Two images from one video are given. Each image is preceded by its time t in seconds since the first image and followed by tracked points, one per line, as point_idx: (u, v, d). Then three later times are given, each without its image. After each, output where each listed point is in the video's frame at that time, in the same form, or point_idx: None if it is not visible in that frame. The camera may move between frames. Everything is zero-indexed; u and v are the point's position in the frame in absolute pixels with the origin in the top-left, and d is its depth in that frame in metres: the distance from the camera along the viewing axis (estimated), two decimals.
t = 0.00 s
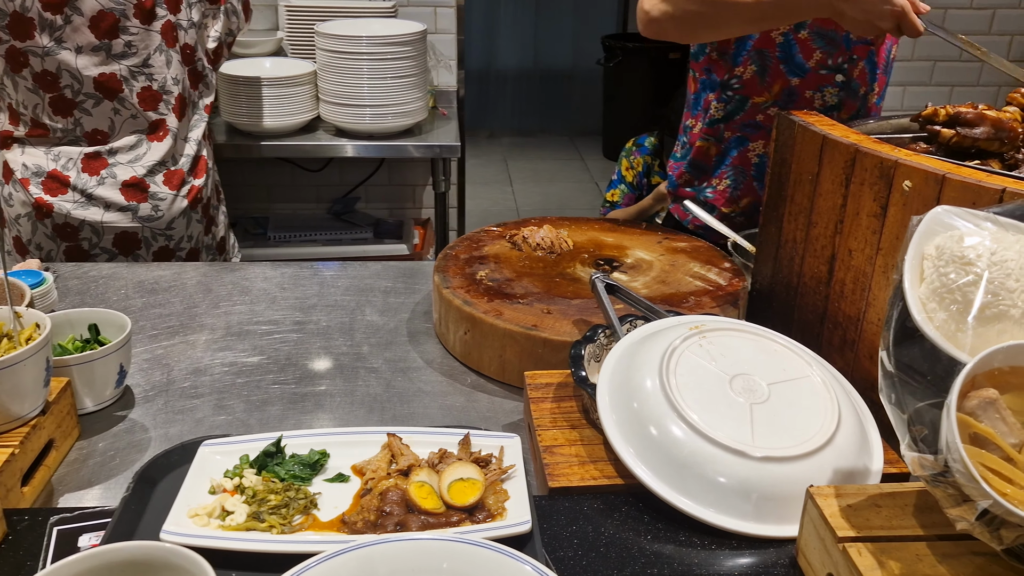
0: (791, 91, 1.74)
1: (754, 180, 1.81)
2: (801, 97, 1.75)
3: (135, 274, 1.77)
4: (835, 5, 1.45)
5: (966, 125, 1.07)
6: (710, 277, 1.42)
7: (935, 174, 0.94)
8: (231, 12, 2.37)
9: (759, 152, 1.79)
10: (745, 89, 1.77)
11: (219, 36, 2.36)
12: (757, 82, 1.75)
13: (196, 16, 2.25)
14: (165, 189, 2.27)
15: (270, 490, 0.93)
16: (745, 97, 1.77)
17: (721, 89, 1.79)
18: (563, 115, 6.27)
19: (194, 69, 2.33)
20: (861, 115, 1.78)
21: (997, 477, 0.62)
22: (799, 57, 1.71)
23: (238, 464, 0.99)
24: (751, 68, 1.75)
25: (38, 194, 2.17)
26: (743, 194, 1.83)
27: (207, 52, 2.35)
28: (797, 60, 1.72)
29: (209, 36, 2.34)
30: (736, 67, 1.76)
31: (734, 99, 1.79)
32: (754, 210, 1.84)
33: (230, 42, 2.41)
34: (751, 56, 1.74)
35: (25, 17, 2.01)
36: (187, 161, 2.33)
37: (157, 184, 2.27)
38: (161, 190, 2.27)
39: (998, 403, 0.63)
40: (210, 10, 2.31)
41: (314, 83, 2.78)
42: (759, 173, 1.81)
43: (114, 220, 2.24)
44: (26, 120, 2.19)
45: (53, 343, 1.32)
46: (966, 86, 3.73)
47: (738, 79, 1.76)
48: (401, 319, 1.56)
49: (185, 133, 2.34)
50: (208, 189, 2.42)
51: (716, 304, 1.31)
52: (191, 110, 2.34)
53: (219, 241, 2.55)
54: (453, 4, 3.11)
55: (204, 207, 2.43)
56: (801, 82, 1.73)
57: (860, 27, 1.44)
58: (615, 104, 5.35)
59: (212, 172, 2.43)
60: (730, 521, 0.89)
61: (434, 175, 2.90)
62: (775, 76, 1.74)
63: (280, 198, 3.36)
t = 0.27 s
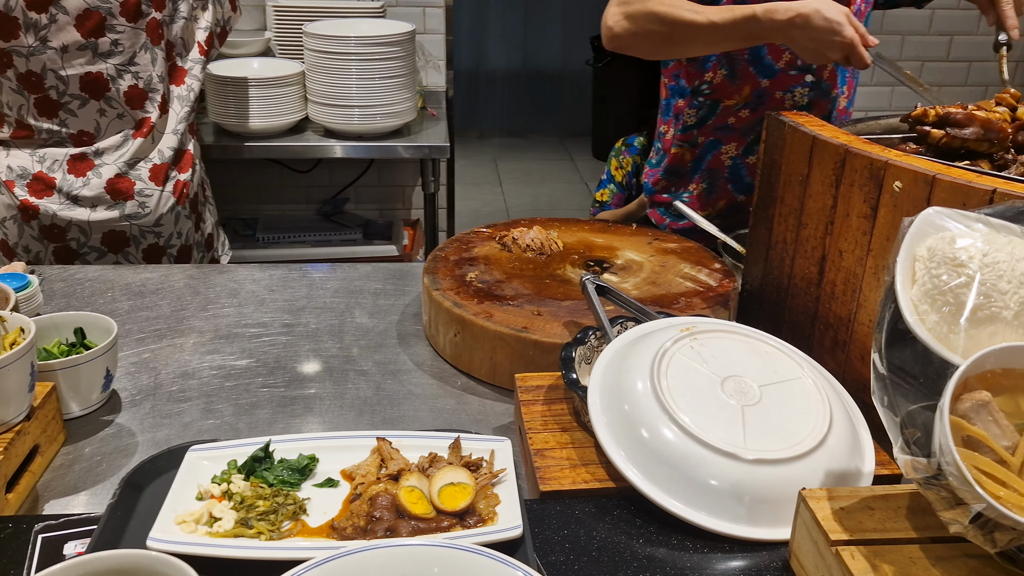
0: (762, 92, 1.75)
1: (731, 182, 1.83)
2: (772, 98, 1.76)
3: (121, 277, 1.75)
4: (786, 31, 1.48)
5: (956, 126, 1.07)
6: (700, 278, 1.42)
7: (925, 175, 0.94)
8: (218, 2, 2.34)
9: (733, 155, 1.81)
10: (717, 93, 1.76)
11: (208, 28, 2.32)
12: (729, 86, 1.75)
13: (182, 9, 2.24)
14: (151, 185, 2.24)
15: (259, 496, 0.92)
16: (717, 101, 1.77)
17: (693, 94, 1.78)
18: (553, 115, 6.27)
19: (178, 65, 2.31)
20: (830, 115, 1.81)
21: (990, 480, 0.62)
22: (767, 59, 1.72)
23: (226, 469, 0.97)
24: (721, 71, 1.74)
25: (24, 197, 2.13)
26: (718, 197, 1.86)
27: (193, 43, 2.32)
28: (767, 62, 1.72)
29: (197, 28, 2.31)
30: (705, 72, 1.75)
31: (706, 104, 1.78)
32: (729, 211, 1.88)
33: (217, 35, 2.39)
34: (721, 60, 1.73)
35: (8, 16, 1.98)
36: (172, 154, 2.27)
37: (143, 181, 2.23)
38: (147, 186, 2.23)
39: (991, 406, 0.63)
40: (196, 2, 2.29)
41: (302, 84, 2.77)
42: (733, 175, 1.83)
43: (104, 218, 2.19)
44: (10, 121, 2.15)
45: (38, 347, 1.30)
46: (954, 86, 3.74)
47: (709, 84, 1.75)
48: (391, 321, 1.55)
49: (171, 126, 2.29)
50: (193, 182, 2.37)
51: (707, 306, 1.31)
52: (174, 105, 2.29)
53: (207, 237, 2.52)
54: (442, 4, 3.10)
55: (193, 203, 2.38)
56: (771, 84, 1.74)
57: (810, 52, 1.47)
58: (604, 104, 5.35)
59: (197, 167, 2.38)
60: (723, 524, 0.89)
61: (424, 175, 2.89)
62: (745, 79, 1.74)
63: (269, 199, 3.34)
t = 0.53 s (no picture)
0: (705, 88, 1.83)
1: (680, 178, 1.91)
2: (716, 94, 1.83)
3: (110, 280, 1.73)
4: None
5: (947, 129, 1.07)
6: (692, 280, 1.42)
7: (916, 178, 0.94)
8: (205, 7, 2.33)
9: (681, 151, 1.88)
10: (663, 90, 1.85)
11: (195, 34, 2.31)
12: (673, 81, 1.84)
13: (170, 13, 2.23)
14: (140, 190, 2.21)
15: (251, 503, 0.91)
16: (663, 97, 1.86)
17: (641, 90, 1.87)
18: (542, 116, 6.26)
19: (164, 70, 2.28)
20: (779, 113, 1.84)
21: (985, 485, 0.62)
22: (709, 54, 1.80)
23: (217, 476, 0.96)
24: (666, 68, 1.84)
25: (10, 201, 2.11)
26: (668, 191, 1.93)
27: (179, 49, 2.31)
28: (708, 58, 1.81)
29: (183, 33, 2.30)
30: (651, 68, 1.85)
31: (654, 99, 1.86)
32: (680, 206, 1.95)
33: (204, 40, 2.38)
34: (664, 56, 1.83)
35: None
36: (163, 160, 2.25)
37: (131, 185, 2.21)
38: (136, 191, 2.21)
39: (986, 410, 0.63)
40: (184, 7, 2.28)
41: (291, 85, 2.75)
42: (681, 170, 1.90)
43: (93, 222, 2.17)
44: None
45: (25, 352, 1.28)
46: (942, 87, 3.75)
47: (655, 80, 1.85)
48: (382, 324, 1.54)
49: (160, 133, 2.28)
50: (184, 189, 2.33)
51: (699, 308, 1.31)
52: (163, 110, 2.28)
53: (196, 243, 2.50)
54: (431, 5, 3.10)
55: (182, 207, 2.36)
56: (714, 80, 1.82)
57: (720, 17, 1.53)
58: (594, 105, 5.35)
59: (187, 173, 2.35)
60: (716, 529, 0.89)
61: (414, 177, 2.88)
62: (688, 74, 1.83)
63: (258, 201, 3.32)
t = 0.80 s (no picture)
0: (637, 86, 1.85)
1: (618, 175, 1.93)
2: (647, 92, 1.86)
3: (100, 281, 1.72)
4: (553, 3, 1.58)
5: (940, 130, 1.08)
6: (685, 280, 1.42)
7: (910, 179, 0.95)
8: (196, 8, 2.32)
9: (617, 148, 1.90)
10: (599, 88, 1.87)
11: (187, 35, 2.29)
12: (606, 80, 1.85)
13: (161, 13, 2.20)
14: (129, 194, 2.20)
15: (244, 506, 0.91)
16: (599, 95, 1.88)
17: (580, 88, 1.91)
18: (533, 116, 6.27)
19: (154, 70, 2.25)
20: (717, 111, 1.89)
21: (981, 487, 0.62)
22: (640, 53, 1.82)
23: (210, 479, 0.96)
24: (600, 66, 1.85)
25: None
26: (606, 189, 1.95)
27: (171, 50, 2.28)
28: (639, 56, 1.83)
29: (175, 34, 2.28)
30: (588, 66, 1.87)
31: (591, 98, 1.90)
32: (618, 202, 1.99)
33: (198, 40, 2.36)
34: (597, 56, 1.85)
35: None
36: (153, 164, 2.24)
37: (120, 189, 2.19)
38: (126, 195, 2.20)
39: (982, 412, 0.63)
40: (175, 8, 2.27)
41: (282, 85, 2.74)
42: (618, 168, 1.92)
43: (81, 225, 2.16)
44: None
45: (15, 354, 1.27)
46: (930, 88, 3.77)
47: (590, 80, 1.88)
48: (375, 325, 1.53)
49: (149, 135, 2.26)
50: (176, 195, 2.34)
51: (692, 309, 1.31)
52: (154, 112, 2.26)
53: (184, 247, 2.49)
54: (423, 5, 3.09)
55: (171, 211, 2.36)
56: (646, 78, 1.84)
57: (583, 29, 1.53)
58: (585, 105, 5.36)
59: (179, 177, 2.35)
60: (711, 530, 0.89)
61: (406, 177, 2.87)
62: (619, 73, 1.84)
63: (249, 201, 3.30)
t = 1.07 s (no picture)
0: (578, 91, 1.87)
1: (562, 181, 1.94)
2: (589, 98, 1.87)
3: (93, 280, 1.70)
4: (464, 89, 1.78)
5: (939, 128, 1.08)
6: (682, 279, 1.41)
7: (909, 178, 0.95)
8: None
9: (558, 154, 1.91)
10: (543, 96, 1.91)
11: (187, 23, 2.20)
12: (549, 88, 1.90)
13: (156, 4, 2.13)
14: (122, 187, 2.17)
15: (241, 506, 0.90)
16: (543, 103, 1.92)
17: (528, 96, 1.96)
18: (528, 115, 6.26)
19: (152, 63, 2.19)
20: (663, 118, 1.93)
21: (985, 484, 0.62)
22: (580, 59, 1.85)
23: (206, 479, 0.95)
24: (543, 75, 1.89)
25: None
26: (548, 196, 1.94)
27: (171, 38, 2.19)
28: (580, 62, 1.85)
29: (173, 22, 2.19)
30: (536, 76, 1.92)
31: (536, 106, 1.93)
32: (561, 210, 1.95)
33: (197, 27, 2.25)
34: (541, 64, 1.89)
35: None
36: (146, 155, 2.17)
37: (114, 182, 2.17)
38: (118, 189, 2.16)
39: (984, 410, 0.64)
40: None
41: (276, 83, 2.73)
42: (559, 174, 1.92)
43: (76, 220, 2.14)
44: None
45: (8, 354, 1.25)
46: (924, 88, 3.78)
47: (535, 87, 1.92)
48: (371, 324, 1.52)
49: (144, 126, 2.18)
50: (169, 189, 2.29)
51: (690, 307, 1.31)
52: (150, 104, 2.19)
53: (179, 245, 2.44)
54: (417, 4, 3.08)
55: (167, 206, 2.32)
56: (587, 83, 1.86)
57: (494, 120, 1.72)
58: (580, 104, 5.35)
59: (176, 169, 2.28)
60: (711, 529, 0.88)
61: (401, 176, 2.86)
62: (561, 80, 1.88)
63: (242, 200, 3.29)
